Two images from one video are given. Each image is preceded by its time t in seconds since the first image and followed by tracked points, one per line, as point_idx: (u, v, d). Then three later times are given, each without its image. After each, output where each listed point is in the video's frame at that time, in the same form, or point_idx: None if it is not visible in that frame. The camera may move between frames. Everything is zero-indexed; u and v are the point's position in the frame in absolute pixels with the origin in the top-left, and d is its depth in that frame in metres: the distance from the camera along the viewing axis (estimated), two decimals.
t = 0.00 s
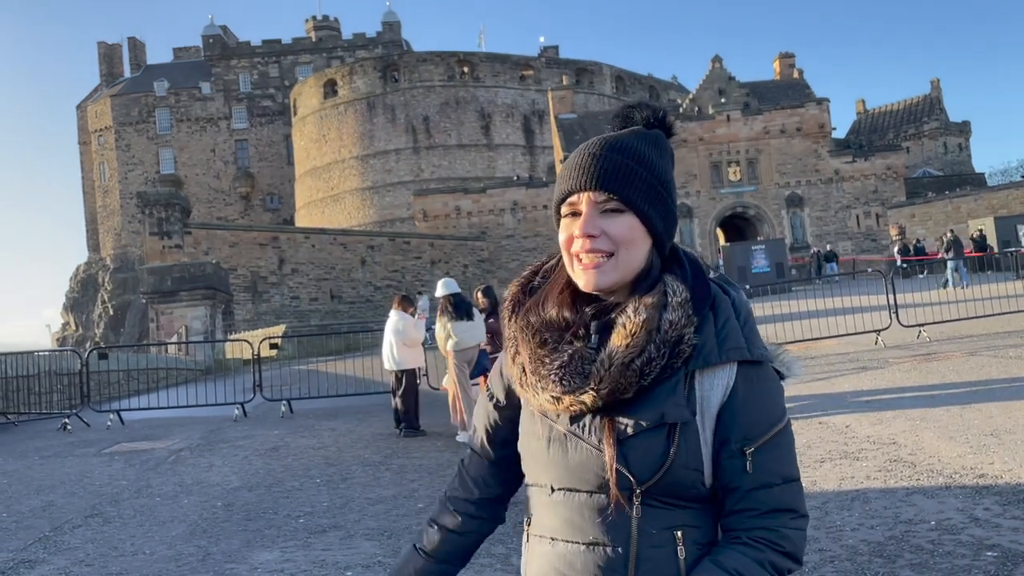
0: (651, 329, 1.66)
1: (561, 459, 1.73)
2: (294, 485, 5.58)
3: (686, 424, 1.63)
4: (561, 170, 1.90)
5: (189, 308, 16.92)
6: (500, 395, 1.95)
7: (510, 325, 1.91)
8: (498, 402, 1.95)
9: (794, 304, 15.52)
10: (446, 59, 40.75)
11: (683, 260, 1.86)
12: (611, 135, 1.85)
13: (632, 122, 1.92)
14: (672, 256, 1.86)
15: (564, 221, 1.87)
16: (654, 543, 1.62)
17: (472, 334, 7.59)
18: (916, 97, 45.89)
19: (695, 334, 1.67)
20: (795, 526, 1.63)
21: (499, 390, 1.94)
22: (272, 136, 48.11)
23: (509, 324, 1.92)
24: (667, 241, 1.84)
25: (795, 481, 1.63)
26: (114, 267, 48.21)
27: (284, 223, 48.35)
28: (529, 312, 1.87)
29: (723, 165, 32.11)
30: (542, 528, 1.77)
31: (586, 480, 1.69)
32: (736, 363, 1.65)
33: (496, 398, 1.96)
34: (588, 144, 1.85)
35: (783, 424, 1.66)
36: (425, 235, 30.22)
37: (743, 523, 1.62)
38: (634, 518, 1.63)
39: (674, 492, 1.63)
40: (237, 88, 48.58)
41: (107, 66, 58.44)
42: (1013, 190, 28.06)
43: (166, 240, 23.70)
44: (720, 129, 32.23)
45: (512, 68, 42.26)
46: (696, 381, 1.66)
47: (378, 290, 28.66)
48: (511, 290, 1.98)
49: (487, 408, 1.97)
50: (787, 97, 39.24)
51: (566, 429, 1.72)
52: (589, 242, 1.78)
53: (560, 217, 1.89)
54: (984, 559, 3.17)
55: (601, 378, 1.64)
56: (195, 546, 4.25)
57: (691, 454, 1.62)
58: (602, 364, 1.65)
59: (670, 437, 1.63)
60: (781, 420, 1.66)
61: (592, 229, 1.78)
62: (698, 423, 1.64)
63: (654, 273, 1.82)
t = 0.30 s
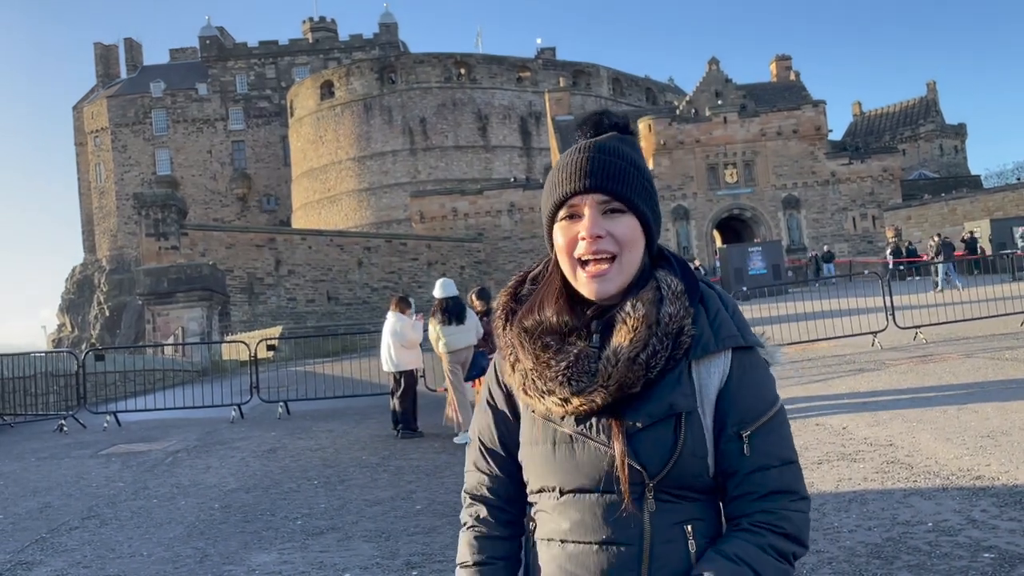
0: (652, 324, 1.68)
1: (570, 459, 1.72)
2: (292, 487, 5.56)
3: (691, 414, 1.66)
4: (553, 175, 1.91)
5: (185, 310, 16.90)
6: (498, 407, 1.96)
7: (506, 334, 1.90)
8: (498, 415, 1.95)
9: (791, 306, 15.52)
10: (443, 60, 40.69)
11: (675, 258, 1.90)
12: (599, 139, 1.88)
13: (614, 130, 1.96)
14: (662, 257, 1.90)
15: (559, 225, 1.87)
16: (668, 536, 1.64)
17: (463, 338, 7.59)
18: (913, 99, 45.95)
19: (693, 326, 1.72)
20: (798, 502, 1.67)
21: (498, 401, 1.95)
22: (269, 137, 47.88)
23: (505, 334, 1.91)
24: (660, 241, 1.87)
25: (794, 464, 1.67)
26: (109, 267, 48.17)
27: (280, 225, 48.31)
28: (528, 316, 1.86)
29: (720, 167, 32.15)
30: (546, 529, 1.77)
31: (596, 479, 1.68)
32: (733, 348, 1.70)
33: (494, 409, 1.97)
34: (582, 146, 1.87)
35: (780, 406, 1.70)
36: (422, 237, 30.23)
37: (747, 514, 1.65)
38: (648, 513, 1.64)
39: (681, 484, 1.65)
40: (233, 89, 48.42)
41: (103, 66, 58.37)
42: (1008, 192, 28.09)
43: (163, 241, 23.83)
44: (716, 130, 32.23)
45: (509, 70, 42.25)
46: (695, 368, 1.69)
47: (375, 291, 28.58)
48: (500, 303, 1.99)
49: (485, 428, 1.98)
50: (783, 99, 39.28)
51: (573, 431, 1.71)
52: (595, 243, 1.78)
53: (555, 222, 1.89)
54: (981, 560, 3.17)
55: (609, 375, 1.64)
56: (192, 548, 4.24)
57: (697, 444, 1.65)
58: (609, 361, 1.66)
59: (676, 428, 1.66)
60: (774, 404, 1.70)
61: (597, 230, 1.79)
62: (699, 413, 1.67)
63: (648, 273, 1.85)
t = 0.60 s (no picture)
0: (653, 318, 1.79)
1: (578, 461, 1.73)
2: (283, 492, 5.55)
3: (694, 400, 1.77)
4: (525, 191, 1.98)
5: (176, 314, 16.87)
6: (477, 417, 1.90)
7: (501, 340, 1.84)
8: (476, 425, 1.90)
9: (782, 311, 15.57)
10: (436, 65, 40.70)
11: (640, 264, 2.00)
12: (568, 158, 1.97)
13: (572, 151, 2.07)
14: (632, 261, 1.98)
15: (539, 237, 1.93)
16: (683, 523, 1.72)
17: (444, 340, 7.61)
18: (903, 105, 46.22)
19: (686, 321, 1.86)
20: (826, 434, 1.77)
21: (478, 409, 1.89)
22: (261, 141, 48.03)
23: (499, 341, 1.84)
24: (631, 247, 1.96)
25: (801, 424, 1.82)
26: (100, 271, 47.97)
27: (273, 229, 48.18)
28: (518, 322, 1.85)
29: (712, 172, 32.26)
30: (563, 537, 1.74)
31: (612, 476, 1.71)
32: (715, 341, 1.90)
33: (473, 422, 1.90)
34: (551, 164, 1.96)
35: (764, 387, 1.88)
36: (414, 241, 30.24)
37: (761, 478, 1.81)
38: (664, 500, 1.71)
39: (692, 466, 1.75)
40: (226, 92, 48.26)
41: (95, 69, 58.24)
42: (998, 198, 28.24)
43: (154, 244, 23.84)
44: (708, 136, 32.31)
45: (502, 74, 42.32)
46: (687, 361, 1.83)
47: (367, 295, 28.57)
48: (485, 311, 1.91)
49: (460, 440, 1.91)
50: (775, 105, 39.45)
51: (580, 430, 1.74)
52: (576, 251, 1.86)
53: (533, 234, 1.94)
54: (971, 565, 3.19)
55: (622, 368, 1.71)
56: (184, 554, 4.22)
57: (701, 432, 1.77)
58: (619, 355, 1.73)
59: (683, 414, 1.76)
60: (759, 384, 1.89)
61: (575, 238, 1.87)
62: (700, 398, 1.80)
63: (626, 276, 1.93)
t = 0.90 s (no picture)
0: (655, 318, 1.79)
1: (579, 459, 1.74)
2: (280, 495, 5.54)
3: (698, 405, 1.75)
4: (532, 186, 2.00)
5: (173, 316, 16.85)
6: (476, 413, 1.94)
7: (505, 334, 1.86)
8: (473, 419, 1.93)
9: (779, 314, 15.58)
10: (433, 67, 40.74)
11: (648, 262, 1.99)
12: (574, 156, 1.97)
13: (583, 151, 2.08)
14: (641, 259, 1.98)
15: (541, 236, 1.95)
16: (684, 528, 1.69)
17: (436, 346, 7.58)
18: (899, 108, 46.32)
19: (691, 326, 1.84)
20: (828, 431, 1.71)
21: (477, 406, 1.93)
22: (258, 143, 47.83)
23: (503, 336, 1.87)
24: (639, 246, 1.96)
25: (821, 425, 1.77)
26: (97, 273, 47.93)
27: (269, 231, 48.15)
28: (520, 318, 1.87)
29: (709, 175, 32.31)
30: (559, 535, 1.74)
31: (611, 474, 1.70)
32: (725, 342, 1.87)
33: (470, 416, 1.94)
34: (557, 160, 1.96)
35: (777, 392, 1.84)
36: (411, 243, 30.22)
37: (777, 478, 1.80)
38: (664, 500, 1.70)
39: (691, 472, 1.73)
40: (223, 95, 48.14)
41: (92, 71, 58.21)
42: (994, 201, 28.29)
43: (151, 247, 23.82)
44: (705, 138, 32.35)
45: (499, 77, 42.35)
46: (694, 363, 1.81)
47: (364, 297, 28.56)
48: (493, 307, 1.95)
49: (456, 432, 1.94)
50: (771, 108, 39.52)
51: (580, 429, 1.74)
52: (579, 249, 1.86)
53: (536, 235, 1.96)
54: (968, 569, 3.20)
55: (620, 368, 1.71)
56: (180, 557, 4.22)
57: (705, 432, 1.75)
58: (619, 354, 1.72)
59: (687, 419, 1.75)
60: (775, 386, 1.85)
61: (577, 235, 1.88)
62: (705, 402, 1.78)
63: (632, 274, 1.92)
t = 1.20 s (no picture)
0: (689, 310, 1.80)
1: (606, 452, 1.73)
2: (278, 497, 5.54)
3: (729, 397, 1.76)
4: (569, 174, 2.01)
5: (171, 318, 16.81)
6: (496, 409, 1.92)
7: (532, 326, 1.87)
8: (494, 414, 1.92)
9: (777, 316, 15.58)
10: (431, 69, 40.78)
11: (678, 257, 2.00)
12: (617, 142, 1.98)
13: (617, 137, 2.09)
14: (672, 255, 2.00)
15: (580, 221, 1.95)
16: (716, 521, 1.70)
17: (431, 346, 7.59)
18: (897, 111, 46.39)
19: (722, 318, 1.84)
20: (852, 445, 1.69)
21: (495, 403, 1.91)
22: (256, 145, 47.76)
23: (530, 327, 1.87)
24: (673, 238, 1.98)
25: (840, 425, 1.76)
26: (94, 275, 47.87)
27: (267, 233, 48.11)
28: (550, 311, 1.89)
29: (706, 177, 32.35)
30: (587, 533, 1.73)
31: (640, 465, 1.70)
32: (753, 335, 1.86)
33: (488, 412, 1.92)
34: (598, 145, 1.98)
35: (802, 386, 1.83)
36: (410, 245, 30.16)
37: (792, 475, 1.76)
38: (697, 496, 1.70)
39: (723, 468, 1.73)
40: (221, 96, 48.05)
41: (89, 73, 58.18)
42: (991, 204, 28.32)
43: (148, 248, 23.83)
44: (703, 141, 32.41)
45: (498, 79, 42.35)
46: (723, 354, 1.81)
47: (362, 299, 28.54)
48: (519, 298, 1.96)
49: (475, 426, 1.92)
50: (769, 110, 39.59)
51: (610, 423, 1.74)
52: (620, 236, 1.87)
53: (574, 220, 1.96)
54: (967, 570, 3.20)
55: (656, 358, 1.73)
56: (179, 559, 4.21)
57: (736, 425, 1.76)
58: (655, 345, 1.74)
59: (718, 411, 1.75)
60: (800, 384, 1.84)
61: (622, 222, 1.88)
62: (736, 394, 1.78)
63: (665, 267, 1.95)
